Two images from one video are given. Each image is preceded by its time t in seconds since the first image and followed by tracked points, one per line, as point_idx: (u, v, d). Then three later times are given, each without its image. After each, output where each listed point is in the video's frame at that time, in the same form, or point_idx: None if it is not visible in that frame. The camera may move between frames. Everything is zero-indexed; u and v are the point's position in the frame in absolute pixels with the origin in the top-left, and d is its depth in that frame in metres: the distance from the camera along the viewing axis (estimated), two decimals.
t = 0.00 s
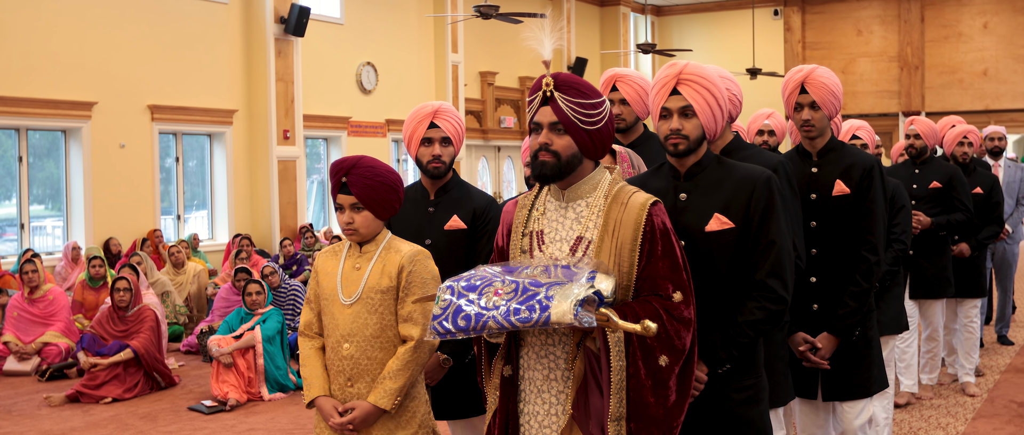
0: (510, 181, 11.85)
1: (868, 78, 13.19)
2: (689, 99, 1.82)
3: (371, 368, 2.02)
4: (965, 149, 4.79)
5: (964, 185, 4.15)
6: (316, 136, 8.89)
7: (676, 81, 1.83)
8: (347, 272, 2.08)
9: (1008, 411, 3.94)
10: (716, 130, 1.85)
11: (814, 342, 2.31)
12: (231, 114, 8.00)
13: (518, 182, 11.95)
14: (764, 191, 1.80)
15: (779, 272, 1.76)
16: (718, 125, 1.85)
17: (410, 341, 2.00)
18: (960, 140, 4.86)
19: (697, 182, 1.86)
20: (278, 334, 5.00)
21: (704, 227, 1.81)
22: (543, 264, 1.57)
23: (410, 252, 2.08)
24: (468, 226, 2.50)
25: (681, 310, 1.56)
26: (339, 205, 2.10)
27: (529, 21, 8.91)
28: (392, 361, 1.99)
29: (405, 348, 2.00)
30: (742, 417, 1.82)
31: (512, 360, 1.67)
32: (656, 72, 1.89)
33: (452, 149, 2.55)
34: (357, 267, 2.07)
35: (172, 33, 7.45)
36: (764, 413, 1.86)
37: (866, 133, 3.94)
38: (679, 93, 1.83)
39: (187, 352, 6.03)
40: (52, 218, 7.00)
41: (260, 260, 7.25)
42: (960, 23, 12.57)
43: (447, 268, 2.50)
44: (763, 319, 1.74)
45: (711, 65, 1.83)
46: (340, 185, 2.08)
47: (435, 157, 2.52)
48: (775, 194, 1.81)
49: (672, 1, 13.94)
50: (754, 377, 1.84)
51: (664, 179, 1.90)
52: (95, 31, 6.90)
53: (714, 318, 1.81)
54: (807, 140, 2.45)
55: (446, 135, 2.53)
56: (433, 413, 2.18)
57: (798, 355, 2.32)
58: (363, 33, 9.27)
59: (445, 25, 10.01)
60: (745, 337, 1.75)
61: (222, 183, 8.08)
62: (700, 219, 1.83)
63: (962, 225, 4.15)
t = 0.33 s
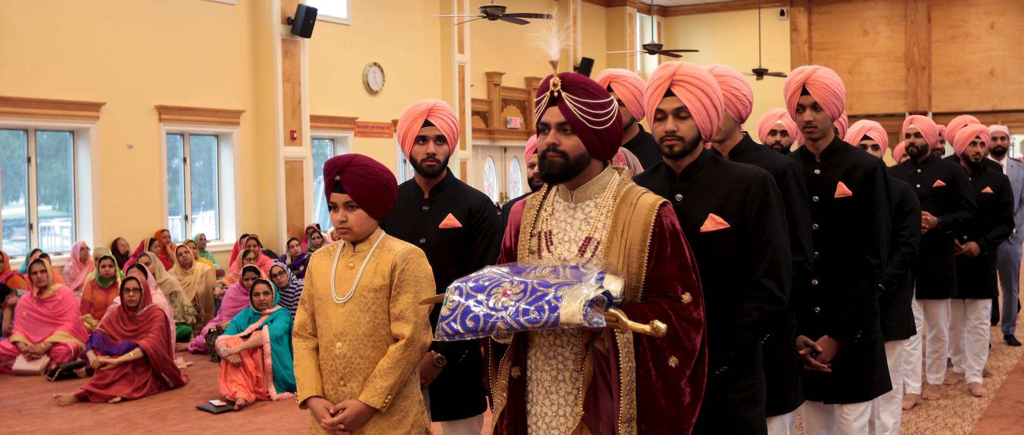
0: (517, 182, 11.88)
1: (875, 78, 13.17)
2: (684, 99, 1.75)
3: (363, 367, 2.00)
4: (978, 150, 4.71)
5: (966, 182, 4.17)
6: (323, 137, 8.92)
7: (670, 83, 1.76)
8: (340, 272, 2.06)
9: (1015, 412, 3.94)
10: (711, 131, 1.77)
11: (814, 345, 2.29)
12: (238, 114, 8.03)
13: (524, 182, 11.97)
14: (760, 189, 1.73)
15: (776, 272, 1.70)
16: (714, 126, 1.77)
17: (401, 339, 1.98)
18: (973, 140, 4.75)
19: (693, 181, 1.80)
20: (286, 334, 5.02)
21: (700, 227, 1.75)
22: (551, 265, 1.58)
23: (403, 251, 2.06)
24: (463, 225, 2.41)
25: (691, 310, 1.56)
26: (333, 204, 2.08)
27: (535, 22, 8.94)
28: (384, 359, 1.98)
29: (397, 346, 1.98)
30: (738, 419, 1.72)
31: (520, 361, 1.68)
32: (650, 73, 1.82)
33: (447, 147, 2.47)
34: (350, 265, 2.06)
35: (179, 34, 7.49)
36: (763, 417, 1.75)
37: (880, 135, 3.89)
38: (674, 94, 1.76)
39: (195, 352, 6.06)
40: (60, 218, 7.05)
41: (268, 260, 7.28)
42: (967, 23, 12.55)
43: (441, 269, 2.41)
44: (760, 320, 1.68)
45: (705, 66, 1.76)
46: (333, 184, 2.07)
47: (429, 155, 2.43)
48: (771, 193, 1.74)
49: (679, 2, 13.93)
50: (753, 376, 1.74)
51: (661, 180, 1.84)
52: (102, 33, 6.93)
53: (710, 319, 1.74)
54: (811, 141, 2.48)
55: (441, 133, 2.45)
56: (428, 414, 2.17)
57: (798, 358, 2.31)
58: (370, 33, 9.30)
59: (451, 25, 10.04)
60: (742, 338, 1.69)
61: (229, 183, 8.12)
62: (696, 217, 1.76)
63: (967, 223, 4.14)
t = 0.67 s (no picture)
0: (525, 181, 11.89)
1: (884, 78, 13.13)
2: (684, 100, 1.76)
3: (361, 367, 2.02)
4: (990, 150, 4.65)
5: (971, 180, 4.18)
6: (332, 136, 8.94)
7: (669, 84, 1.78)
8: (339, 270, 2.08)
9: None
10: (712, 131, 1.78)
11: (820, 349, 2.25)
12: (248, 114, 8.07)
13: (533, 181, 11.99)
14: (762, 189, 1.73)
15: (779, 273, 1.69)
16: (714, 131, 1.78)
17: (398, 340, 2.00)
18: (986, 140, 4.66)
19: (695, 181, 1.80)
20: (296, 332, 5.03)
21: (702, 227, 1.75)
22: (560, 265, 1.58)
23: (401, 250, 2.07)
24: (464, 223, 2.36)
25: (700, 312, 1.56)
26: (332, 203, 2.09)
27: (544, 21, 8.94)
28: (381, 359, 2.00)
29: (394, 346, 2.00)
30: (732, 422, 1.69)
31: (529, 361, 1.69)
32: (651, 75, 1.84)
33: (444, 146, 2.43)
34: (348, 265, 2.07)
35: (189, 35, 7.53)
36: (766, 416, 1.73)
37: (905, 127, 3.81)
38: (674, 95, 1.77)
39: (205, 350, 6.09)
40: (70, 217, 7.10)
41: (278, 259, 7.30)
42: (976, 22, 12.52)
43: (441, 269, 2.35)
44: (764, 321, 1.68)
45: (706, 67, 1.77)
46: (332, 182, 2.08)
47: (427, 155, 2.39)
48: (773, 193, 1.74)
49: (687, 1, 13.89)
50: (755, 373, 1.73)
51: (664, 180, 1.85)
52: (113, 33, 6.98)
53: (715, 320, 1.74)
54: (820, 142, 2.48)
55: (438, 132, 2.41)
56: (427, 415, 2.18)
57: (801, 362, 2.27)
58: (379, 33, 9.32)
59: (460, 25, 10.05)
60: (745, 339, 1.69)
61: (239, 183, 8.16)
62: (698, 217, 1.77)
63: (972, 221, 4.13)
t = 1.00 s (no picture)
0: (533, 181, 11.90)
1: (893, 77, 13.09)
2: (688, 102, 1.76)
3: (361, 368, 2.03)
4: (1000, 150, 4.60)
5: (975, 180, 4.17)
6: (340, 135, 8.96)
7: (673, 85, 1.79)
8: (340, 266, 2.10)
9: None
10: (717, 131, 1.78)
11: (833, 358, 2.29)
12: (256, 114, 8.10)
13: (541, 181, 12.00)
14: (766, 189, 1.74)
15: (784, 274, 1.70)
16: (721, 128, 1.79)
17: (398, 341, 2.01)
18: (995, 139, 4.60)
19: (700, 180, 1.80)
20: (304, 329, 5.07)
21: (707, 227, 1.76)
22: (563, 266, 1.55)
23: (401, 251, 2.08)
24: (464, 222, 2.37)
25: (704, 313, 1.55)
26: (333, 202, 2.11)
27: (553, 21, 8.95)
28: (380, 360, 2.01)
29: (394, 347, 2.01)
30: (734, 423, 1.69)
31: (530, 362, 1.67)
32: (655, 75, 1.85)
33: (443, 145, 2.43)
34: (348, 265, 2.09)
35: (198, 34, 7.56)
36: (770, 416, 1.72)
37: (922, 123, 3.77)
38: (678, 96, 1.78)
39: (214, 349, 6.12)
40: (79, 216, 7.14)
41: (286, 259, 7.33)
42: (986, 22, 12.47)
43: (443, 267, 2.36)
44: (767, 322, 1.69)
45: (711, 68, 1.78)
46: (333, 181, 2.09)
47: (427, 153, 2.39)
48: (778, 193, 1.74)
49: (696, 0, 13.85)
50: (758, 370, 1.72)
51: (669, 179, 1.86)
52: (123, 32, 7.02)
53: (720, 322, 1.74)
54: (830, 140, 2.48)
55: (437, 130, 2.41)
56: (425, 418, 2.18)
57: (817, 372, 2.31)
58: (387, 32, 9.34)
59: (468, 25, 10.05)
60: (750, 340, 1.70)
61: (248, 183, 8.19)
62: (701, 217, 1.78)
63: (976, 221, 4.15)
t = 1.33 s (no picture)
0: (539, 181, 11.91)
1: (899, 78, 13.05)
2: (693, 102, 1.77)
3: (359, 370, 2.03)
4: (1006, 151, 4.55)
5: (976, 180, 4.13)
6: (346, 136, 8.97)
7: (679, 86, 1.79)
8: (341, 265, 2.11)
9: None
10: (723, 131, 1.80)
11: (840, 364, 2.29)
12: (262, 114, 8.12)
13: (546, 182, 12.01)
14: (768, 191, 1.74)
15: (785, 278, 1.69)
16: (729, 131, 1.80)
17: (395, 343, 2.01)
18: (1000, 140, 4.57)
19: (704, 181, 1.81)
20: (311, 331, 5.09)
21: (707, 230, 1.76)
22: (559, 270, 1.54)
23: (400, 252, 2.09)
24: (463, 224, 2.37)
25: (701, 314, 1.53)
26: (332, 202, 2.11)
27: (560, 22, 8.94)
28: (377, 363, 2.01)
29: (391, 350, 2.01)
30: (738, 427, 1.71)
31: (525, 367, 1.66)
32: (661, 75, 1.85)
33: (444, 146, 2.43)
34: (347, 266, 2.09)
35: (204, 35, 7.58)
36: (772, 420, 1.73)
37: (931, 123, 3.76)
38: (683, 97, 1.78)
39: (220, 349, 6.14)
40: (85, 217, 7.16)
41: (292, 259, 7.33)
42: (993, 23, 12.43)
43: (442, 268, 2.36)
44: (767, 327, 1.68)
45: (716, 68, 1.78)
46: (333, 181, 2.10)
47: (425, 154, 2.40)
48: (781, 195, 1.74)
49: (702, 1, 13.84)
50: (761, 377, 1.73)
51: (674, 180, 1.86)
52: (130, 33, 7.04)
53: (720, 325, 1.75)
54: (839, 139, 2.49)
55: (437, 132, 2.42)
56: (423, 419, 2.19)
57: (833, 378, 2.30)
58: (392, 33, 9.35)
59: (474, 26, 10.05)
60: (749, 345, 1.70)
61: (254, 184, 8.21)
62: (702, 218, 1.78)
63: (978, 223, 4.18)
